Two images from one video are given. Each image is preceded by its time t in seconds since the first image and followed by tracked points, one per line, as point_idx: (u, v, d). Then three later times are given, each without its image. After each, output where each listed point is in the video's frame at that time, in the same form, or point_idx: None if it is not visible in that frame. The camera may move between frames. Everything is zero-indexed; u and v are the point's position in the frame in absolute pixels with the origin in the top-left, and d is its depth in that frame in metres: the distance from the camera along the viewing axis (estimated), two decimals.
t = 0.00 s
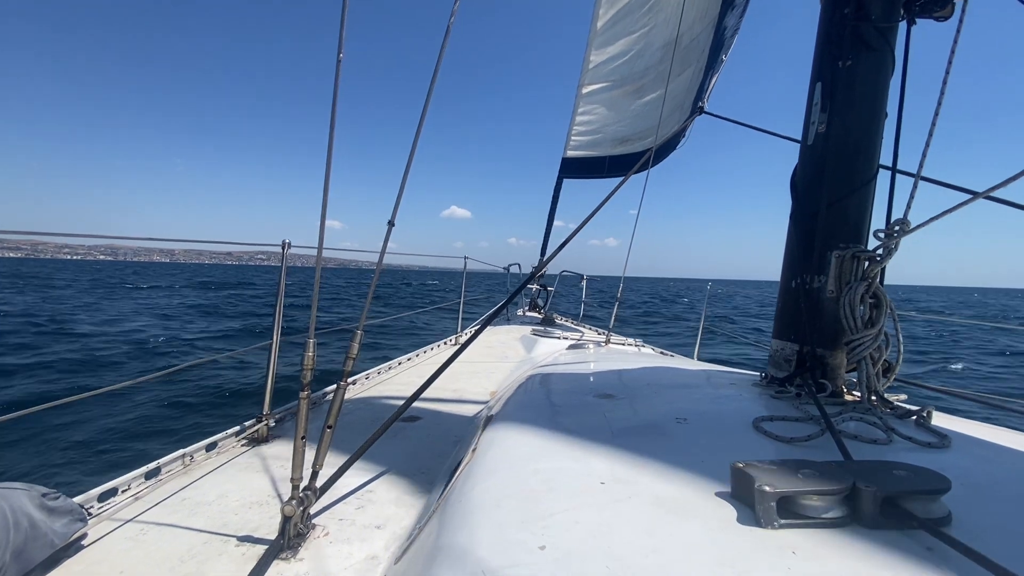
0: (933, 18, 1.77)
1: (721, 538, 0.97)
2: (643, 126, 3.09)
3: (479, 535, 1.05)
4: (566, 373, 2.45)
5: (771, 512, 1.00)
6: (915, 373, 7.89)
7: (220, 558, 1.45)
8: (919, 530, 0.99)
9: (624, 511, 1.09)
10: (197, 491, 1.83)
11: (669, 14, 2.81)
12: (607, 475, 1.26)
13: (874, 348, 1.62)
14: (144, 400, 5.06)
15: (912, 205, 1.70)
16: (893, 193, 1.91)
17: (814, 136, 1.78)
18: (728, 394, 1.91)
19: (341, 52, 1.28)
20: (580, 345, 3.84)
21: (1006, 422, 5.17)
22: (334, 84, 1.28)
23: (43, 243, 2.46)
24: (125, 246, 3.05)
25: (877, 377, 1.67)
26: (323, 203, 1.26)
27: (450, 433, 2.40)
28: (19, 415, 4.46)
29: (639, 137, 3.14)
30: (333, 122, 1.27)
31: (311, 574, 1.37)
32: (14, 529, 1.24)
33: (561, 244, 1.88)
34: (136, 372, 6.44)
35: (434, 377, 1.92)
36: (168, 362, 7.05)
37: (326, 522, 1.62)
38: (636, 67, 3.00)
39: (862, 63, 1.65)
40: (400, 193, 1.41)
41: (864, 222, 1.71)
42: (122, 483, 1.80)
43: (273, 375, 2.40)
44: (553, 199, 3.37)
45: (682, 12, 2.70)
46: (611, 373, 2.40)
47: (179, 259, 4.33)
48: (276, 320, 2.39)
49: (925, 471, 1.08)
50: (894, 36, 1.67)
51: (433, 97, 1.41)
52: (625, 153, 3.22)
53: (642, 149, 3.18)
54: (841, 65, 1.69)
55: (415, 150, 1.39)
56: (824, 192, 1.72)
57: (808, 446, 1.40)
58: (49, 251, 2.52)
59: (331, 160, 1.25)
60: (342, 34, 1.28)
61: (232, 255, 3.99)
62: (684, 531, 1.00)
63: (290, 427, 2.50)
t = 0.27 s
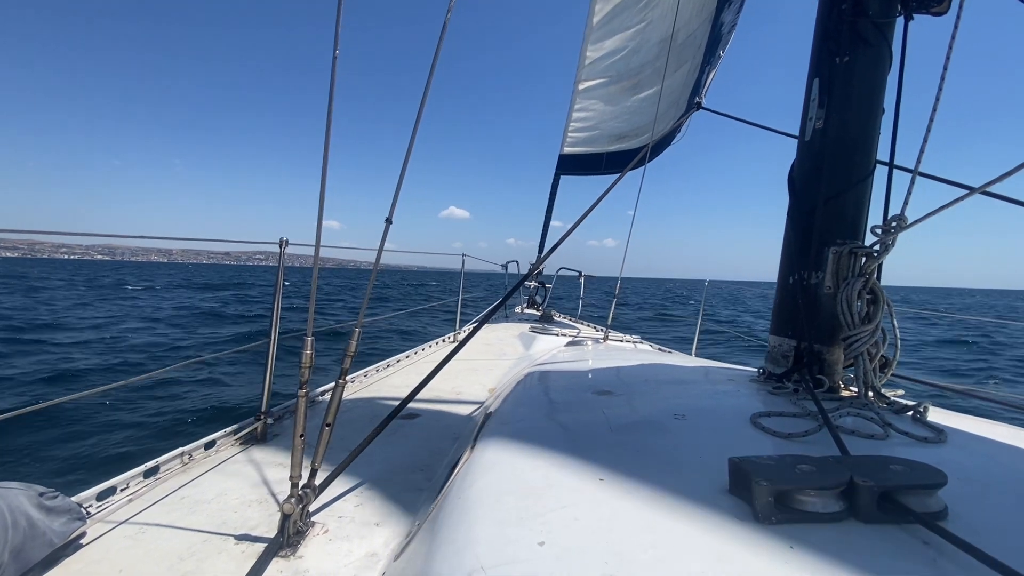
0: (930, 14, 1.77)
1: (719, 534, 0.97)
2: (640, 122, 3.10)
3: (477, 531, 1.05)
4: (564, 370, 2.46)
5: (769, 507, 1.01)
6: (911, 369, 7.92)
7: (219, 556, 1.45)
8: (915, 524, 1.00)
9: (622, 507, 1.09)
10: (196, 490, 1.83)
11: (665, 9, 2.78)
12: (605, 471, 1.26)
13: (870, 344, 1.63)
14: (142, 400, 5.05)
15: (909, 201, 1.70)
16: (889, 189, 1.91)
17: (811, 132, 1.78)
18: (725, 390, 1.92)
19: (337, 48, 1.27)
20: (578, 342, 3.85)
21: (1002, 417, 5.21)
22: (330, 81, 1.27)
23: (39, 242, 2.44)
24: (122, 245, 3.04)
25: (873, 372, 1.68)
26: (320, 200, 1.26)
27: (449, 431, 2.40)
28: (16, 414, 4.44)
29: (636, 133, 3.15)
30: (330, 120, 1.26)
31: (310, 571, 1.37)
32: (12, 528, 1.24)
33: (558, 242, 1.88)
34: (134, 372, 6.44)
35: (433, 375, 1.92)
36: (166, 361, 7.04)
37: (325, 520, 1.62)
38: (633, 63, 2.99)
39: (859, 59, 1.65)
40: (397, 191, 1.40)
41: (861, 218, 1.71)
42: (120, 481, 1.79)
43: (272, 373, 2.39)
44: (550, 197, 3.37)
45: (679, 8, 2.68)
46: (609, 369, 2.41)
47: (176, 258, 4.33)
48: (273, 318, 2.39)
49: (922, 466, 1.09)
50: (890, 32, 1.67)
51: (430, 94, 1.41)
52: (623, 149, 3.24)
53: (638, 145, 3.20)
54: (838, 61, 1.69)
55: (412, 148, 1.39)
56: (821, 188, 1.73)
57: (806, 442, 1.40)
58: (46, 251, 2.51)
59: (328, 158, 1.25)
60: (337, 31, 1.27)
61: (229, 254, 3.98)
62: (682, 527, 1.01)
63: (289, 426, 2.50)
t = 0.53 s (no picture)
0: (927, 12, 1.78)
1: (716, 532, 0.98)
2: (638, 120, 3.10)
3: (476, 529, 1.05)
4: (562, 368, 2.46)
5: (766, 504, 1.01)
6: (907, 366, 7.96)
7: (217, 555, 1.45)
8: (912, 520, 1.01)
9: (621, 505, 1.09)
10: (194, 489, 1.83)
11: (663, 7, 2.77)
12: (603, 469, 1.27)
13: (867, 341, 1.63)
14: (139, 399, 5.04)
15: (906, 199, 1.71)
16: (886, 187, 1.92)
17: (808, 130, 1.79)
18: (723, 388, 1.92)
19: (333, 47, 1.26)
20: (576, 340, 3.85)
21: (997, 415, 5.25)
22: (327, 79, 1.26)
23: (35, 241, 2.43)
24: (119, 245, 3.03)
25: (870, 370, 1.68)
26: (318, 199, 1.25)
27: (447, 429, 2.40)
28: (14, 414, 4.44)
29: (633, 131, 3.16)
30: (327, 118, 1.25)
31: (309, 569, 1.37)
32: (9, 528, 1.23)
33: (556, 240, 1.88)
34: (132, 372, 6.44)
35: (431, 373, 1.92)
36: (164, 361, 7.04)
37: (323, 518, 1.62)
38: (630, 60, 2.99)
39: (857, 58, 1.66)
40: (395, 190, 1.40)
41: (858, 216, 1.72)
42: (118, 481, 1.79)
43: (269, 372, 2.39)
44: (548, 195, 3.37)
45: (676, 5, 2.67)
46: (607, 368, 2.41)
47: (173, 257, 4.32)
48: (271, 318, 2.38)
49: (918, 462, 1.10)
50: (888, 30, 1.67)
51: (427, 92, 1.40)
52: (620, 146, 3.24)
53: (636, 142, 3.21)
54: (836, 59, 1.69)
55: (409, 147, 1.38)
56: (818, 186, 1.73)
57: (803, 439, 1.41)
58: (42, 250, 2.50)
59: (325, 156, 1.24)
60: (334, 28, 1.26)
61: (226, 254, 3.97)
62: (681, 524, 1.01)
63: (287, 425, 2.50)
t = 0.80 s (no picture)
0: (923, 14, 1.78)
1: (713, 533, 0.98)
2: (635, 121, 3.11)
3: (474, 531, 1.05)
4: (559, 369, 2.46)
5: (764, 505, 1.01)
6: (903, 367, 8.00)
7: (213, 557, 1.44)
8: (909, 521, 1.01)
9: (619, 506, 1.09)
10: (190, 491, 1.82)
11: (661, 7, 2.78)
12: (601, 470, 1.27)
13: (864, 342, 1.64)
14: (135, 400, 5.02)
15: (902, 200, 1.71)
16: (882, 188, 1.93)
17: (805, 132, 1.79)
18: (720, 389, 1.93)
19: (332, 47, 1.26)
20: (574, 341, 3.85)
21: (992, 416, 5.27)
22: (325, 79, 1.26)
23: (29, 240, 2.42)
24: (114, 244, 3.02)
25: (867, 371, 1.69)
26: (315, 199, 1.24)
27: (444, 431, 2.40)
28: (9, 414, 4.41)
29: (631, 132, 3.16)
30: (324, 117, 1.25)
31: (306, 572, 1.36)
32: (4, 531, 1.23)
33: (553, 241, 1.89)
34: (128, 372, 6.41)
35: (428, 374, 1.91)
36: (161, 361, 7.02)
37: (320, 520, 1.62)
38: (628, 61, 3.00)
39: (853, 60, 1.66)
40: (392, 190, 1.40)
41: (854, 217, 1.72)
42: (114, 483, 1.78)
43: (266, 374, 2.38)
44: (545, 196, 3.36)
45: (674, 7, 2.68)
46: (605, 369, 2.41)
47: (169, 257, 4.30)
48: (267, 319, 2.38)
49: (915, 463, 1.10)
50: (884, 32, 1.68)
51: (425, 92, 1.40)
52: (618, 147, 3.24)
53: (633, 143, 3.21)
54: (832, 61, 1.70)
55: (407, 147, 1.38)
56: (815, 187, 1.73)
57: (800, 440, 1.41)
58: (37, 249, 2.49)
59: (323, 156, 1.24)
60: (332, 28, 1.26)
61: (222, 254, 3.95)
62: (678, 525, 1.01)
63: (283, 426, 2.49)
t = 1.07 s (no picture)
0: (916, 19, 1.80)
1: (710, 535, 0.98)
2: (632, 125, 3.12)
3: (471, 535, 1.04)
4: (556, 371, 2.46)
5: (761, 507, 1.01)
6: (899, 368, 8.04)
7: (208, 562, 1.43)
8: (906, 523, 1.01)
9: (617, 510, 1.09)
10: (185, 495, 1.81)
11: (657, 11, 2.80)
12: (598, 473, 1.26)
13: (860, 344, 1.64)
14: (130, 402, 4.99)
15: (897, 203, 1.72)
16: (877, 190, 1.93)
17: (800, 135, 1.80)
18: (717, 391, 1.93)
19: (328, 49, 1.25)
20: (571, 344, 3.85)
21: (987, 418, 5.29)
22: (322, 80, 1.25)
23: (23, 239, 2.40)
24: (109, 243, 2.99)
25: (863, 373, 1.69)
26: (311, 201, 1.23)
27: (441, 434, 2.39)
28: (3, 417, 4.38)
29: (627, 136, 3.17)
30: (320, 118, 1.24)
31: None
32: None
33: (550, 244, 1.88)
34: (123, 374, 6.37)
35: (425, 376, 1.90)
36: (157, 362, 6.99)
37: (317, 524, 1.61)
38: (624, 65, 3.01)
39: (847, 64, 1.67)
40: (389, 193, 1.39)
41: (849, 219, 1.73)
42: (108, 487, 1.77)
43: (262, 377, 2.36)
44: (542, 199, 3.37)
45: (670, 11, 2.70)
46: (602, 371, 2.41)
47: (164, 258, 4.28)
48: (264, 321, 2.36)
49: (911, 465, 1.10)
50: (878, 37, 1.69)
51: (422, 95, 1.40)
52: (614, 151, 3.25)
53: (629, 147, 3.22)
54: (827, 65, 1.71)
55: (404, 149, 1.37)
56: (811, 190, 1.74)
57: (797, 442, 1.41)
58: (31, 247, 2.47)
59: (319, 158, 1.23)
60: (328, 29, 1.25)
61: (218, 254, 3.93)
62: (676, 528, 1.01)
63: (279, 430, 2.48)
